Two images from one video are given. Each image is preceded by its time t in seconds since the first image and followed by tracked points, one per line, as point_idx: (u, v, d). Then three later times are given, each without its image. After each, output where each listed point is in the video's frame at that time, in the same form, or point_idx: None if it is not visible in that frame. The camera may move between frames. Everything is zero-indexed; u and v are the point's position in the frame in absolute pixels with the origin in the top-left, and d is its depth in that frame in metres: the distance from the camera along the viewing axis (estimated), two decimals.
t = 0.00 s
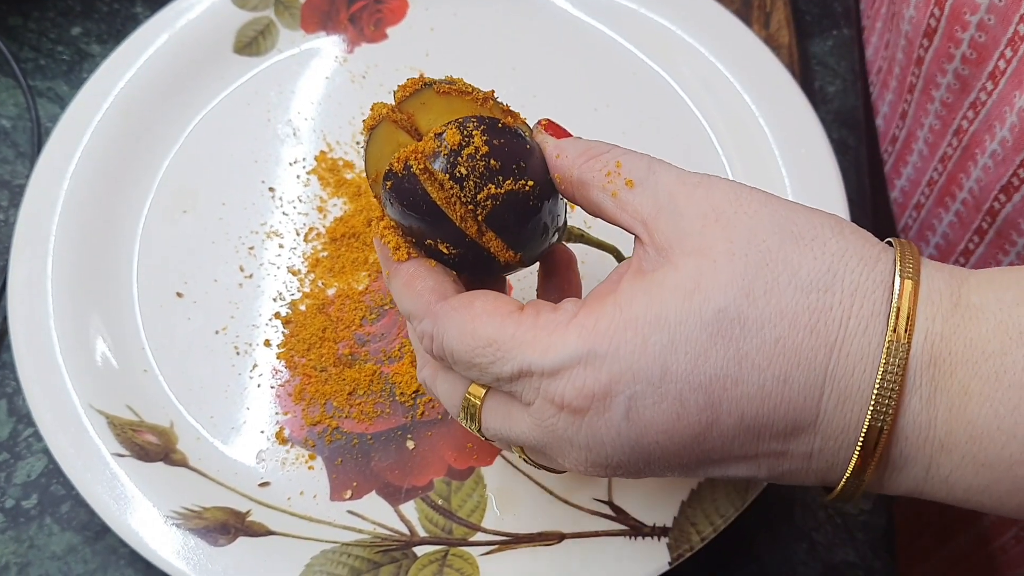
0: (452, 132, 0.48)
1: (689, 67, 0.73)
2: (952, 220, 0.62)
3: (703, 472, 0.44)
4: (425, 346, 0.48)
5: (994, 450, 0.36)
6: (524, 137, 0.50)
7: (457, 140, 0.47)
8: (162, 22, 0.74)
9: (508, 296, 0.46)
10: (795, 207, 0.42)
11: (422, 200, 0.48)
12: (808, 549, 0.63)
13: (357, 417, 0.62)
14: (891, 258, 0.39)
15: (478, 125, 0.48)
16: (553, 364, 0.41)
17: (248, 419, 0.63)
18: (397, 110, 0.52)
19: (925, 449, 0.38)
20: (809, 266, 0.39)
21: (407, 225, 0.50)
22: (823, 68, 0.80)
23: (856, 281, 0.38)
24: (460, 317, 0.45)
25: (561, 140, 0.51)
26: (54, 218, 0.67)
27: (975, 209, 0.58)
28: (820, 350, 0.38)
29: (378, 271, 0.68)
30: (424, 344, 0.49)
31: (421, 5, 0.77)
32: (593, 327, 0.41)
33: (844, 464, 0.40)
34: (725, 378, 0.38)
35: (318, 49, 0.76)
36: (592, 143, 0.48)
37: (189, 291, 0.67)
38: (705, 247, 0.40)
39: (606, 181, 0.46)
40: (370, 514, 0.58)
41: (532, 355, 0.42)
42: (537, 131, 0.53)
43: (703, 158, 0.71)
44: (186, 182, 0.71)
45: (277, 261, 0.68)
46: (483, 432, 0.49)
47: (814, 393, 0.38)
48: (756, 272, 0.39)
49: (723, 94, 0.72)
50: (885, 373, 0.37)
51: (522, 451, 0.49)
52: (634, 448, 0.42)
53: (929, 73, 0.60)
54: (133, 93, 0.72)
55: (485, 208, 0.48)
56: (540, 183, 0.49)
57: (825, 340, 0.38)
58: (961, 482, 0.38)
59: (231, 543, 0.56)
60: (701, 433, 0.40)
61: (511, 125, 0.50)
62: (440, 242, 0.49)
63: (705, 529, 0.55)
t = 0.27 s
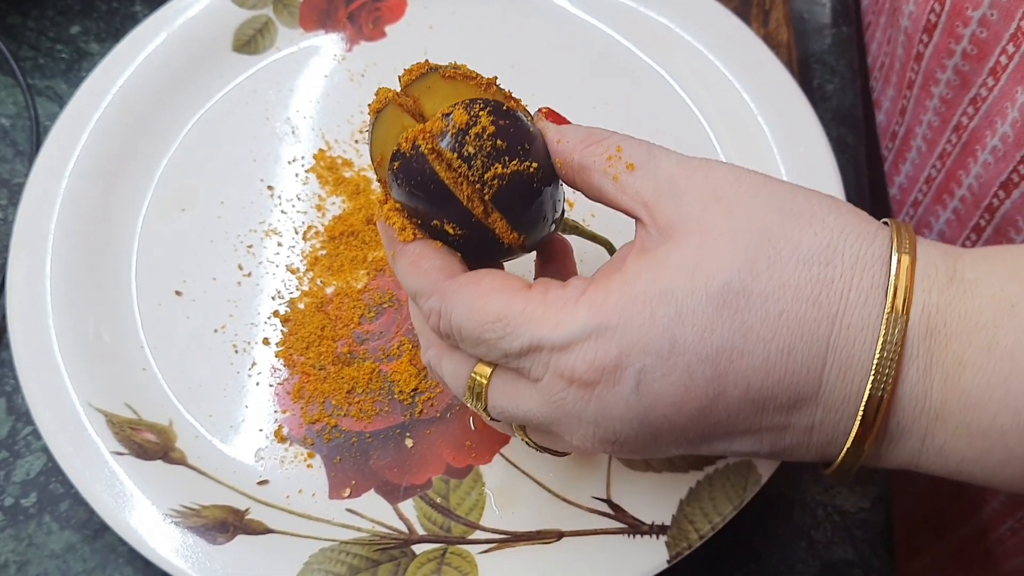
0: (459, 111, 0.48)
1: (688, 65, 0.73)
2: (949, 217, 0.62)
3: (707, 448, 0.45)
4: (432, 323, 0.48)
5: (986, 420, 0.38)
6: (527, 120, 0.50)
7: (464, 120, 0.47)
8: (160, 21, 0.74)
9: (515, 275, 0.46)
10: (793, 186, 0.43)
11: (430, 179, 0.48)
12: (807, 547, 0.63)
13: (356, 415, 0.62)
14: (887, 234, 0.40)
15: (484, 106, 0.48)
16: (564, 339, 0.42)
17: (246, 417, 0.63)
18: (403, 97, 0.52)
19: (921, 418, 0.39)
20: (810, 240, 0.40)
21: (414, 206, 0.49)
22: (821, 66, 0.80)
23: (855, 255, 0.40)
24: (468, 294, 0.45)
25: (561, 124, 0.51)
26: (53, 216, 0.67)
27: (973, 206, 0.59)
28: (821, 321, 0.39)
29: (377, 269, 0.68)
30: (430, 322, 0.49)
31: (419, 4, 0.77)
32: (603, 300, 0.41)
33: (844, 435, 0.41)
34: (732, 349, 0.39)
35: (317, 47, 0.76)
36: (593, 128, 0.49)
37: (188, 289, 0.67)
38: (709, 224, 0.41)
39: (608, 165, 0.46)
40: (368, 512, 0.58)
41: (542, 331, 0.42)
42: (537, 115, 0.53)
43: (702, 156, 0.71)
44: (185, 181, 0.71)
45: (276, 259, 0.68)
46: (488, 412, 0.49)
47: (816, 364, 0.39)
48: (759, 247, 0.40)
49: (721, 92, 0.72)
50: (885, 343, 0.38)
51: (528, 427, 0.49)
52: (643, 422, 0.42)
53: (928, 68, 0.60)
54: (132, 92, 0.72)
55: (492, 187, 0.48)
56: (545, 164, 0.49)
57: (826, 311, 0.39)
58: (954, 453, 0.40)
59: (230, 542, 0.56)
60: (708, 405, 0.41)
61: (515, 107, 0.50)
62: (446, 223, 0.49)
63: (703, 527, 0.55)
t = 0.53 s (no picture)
0: (444, 95, 0.50)
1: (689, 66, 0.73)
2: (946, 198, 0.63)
3: (711, 410, 0.45)
4: (431, 306, 0.48)
5: (975, 362, 0.39)
6: (508, 108, 0.53)
7: (450, 103, 0.50)
8: (162, 21, 0.74)
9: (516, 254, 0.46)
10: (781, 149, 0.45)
11: (421, 161, 0.49)
12: (808, 547, 0.63)
13: (359, 416, 0.62)
14: (873, 187, 0.43)
15: (468, 91, 0.51)
16: (570, 303, 0.42)
17: (250, 417, 0.63)
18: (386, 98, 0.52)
19: (915, 364, 0.41)
20: (801, 194, 0.42)
21: (405, 191, 0.50)
22: (823, 67, 0.80)
23: (844, 207, 0.41)
24: (469, 272, 0.45)
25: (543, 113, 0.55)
26: (56, 216, 0.67)
27: (971, 184, 0.59)
28: (818, 270, 0.40)
29: (379, 269, 0.68)
30: (429, 304, 0.48)
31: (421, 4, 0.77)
32: (604, 264, 0.42)
33: (843, 386, 0.43)
34: (734, 301, 0.40)
35: (318, 48, 0.76)
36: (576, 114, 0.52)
37: (191, 289, 0.67)
38: (699, 185, 0.43)
39: (592, 143, 0.49)
40: (371, 512, 0.58)
41: (547, 298, 0.42)
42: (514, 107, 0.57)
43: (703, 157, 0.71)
44: (188, 181, 0.71)
45: (279, 259, 0.69)
46: (493, 394, 0.48)
47: (815, 312, 0.41)
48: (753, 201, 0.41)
49: (723, 93, 0.72)
50: (880, 288, 0.40)
51: (529, 404, 0.49)
52: (650, 382, 0.42)
53: (922, 47, 0.61)
54: (135, 92, 0.72)
55: (482, 167, 0.50)
56: (529, 146, 0.52)
57: (822, 259, 0.41)
58: (944, 399, 0.41)
59: (233, 541, 0.56)
60: (715, 360, 0.41)
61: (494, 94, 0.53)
62: (439, 208, 0.50)
63: (705, 527, 0.55)
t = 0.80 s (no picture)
0: (439, 91, 0.51)
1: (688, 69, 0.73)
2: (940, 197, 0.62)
3: (712, 399, 0.45)
4: (430, 302, 0.48)
5: (971, 347, 0.38)
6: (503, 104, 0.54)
7: (446, 98, 0.51)
8: (162, 23, 0.75)
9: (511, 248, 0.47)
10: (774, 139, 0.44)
11: (418, 155, 0.50)
12: (808, 550, 0.63)
13: (359, 418, 0.63)
14: (866, 173, 0.42)
15: (463, 86, 0.52)
16: (569, 293, 0.42)
17: (250, 420, 0.63)
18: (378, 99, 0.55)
19: (911, 350, 0.40)
20: (795, 180, 0.41)
21: (404, 187, 0.50)
22: (822, 70, 0.80)
23: (839, 192, 0.41)
24: (467, 266, 0.45)
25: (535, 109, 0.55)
26: (56, 218, 0.67)
27: (967, 182, 0.58)
28: (816, 255, 0.39)
29: (380, 272, 0.68)
30: (429, 300, 0.48)
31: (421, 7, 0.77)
32: (604, 253, 0.42)
33: (842, 373, 0.42)
34: (733, 288, 0.39)
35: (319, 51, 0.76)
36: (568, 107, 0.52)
37: (191, 292, 0.67)
38: (693, 173, 0.42)
39: (586, 135, 0.49)
40: (371, 515, 0.58)
41: (548, 287, 0.42)
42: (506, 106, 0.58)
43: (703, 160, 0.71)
44: (188, 184, 0.71)
45: (279, 262, 0.69)
46: (494, 390, 0.49)
47: (814, 298, 0.39)
48: (747, 188, 0.41)
49: (722, 95, 0.72)
50: (876, 273, 0.39)
51: (531, 397, 0.49)
52: (652, 370, 0.42)
53: (915, 44, 0.61)
54: (135, 94, 0.72)
55: (478, 159, 0.50)
56: (523, 141, 0.52)
57: (819, 244, 0.39)
58: (940, 384, 0.40)
59: (233, 545, 0.56)
60: (715, 348, 0.40)
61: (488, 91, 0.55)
62: (437, 203, 0.50)
63: (705, 531, 0.55)
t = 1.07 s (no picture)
0: (430, 92, 0.50)
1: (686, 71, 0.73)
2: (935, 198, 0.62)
3: (703, 396, 0.45)
4: (424, 301, 0.48)
5: (957, 342, 0.38)
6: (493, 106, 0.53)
7: (436, 99, 0.50)
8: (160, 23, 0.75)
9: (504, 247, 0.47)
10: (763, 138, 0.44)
11: (409, 157, 0.49)
12: (806, 554, 0.63)
13: (357, 422, 0.63)
14: (854, 171, 0.42)
15: (452, 87, 0.51)
16: (560, 290, 0.42)
17: (248, 423, 0.63)
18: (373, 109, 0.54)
19: (899, 345, 0.40)
20: (782, 176, 0.41)
21: (395, 189, 0.50)
22: (821, 72, 0.80)
23: (827, 188, 0.41)
24: (459, 265, 0.46)
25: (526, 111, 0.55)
26: (54, 221, 0.67)
27: (962, 182, 0.58)
28: (804, 251, 0.39)
29: (379, 275, 0.68)
30: (422, 300, 0.49)
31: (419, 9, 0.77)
32: (595, 249, 0.42)
33: (831, 368, 0.42)
34: (722, 283, 0.39)
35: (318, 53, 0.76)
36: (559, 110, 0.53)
37: (189, 294, 0.67)
38: (682, 172, 0.43)
39: (576, 137, 0.49)
40: (369, 518, 0.58)
41: (539, 285, 0.43)
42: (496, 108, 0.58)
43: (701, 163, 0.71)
44: (186, 186, 0.71)
45: (277, 265, 0.69)
46: (488, 390, 0.49)
47: (803, 294, 0.39)
48: (735, 186, 0.41)
49: (721, 98, 0.72)
50: (863, 268, 0.39)
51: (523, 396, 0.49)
52: (642, 367, 0.42)
53: (910, 46, 0.61)
54: (134, 96, 0.72)
55: (469, 160, 0.50)
56: (514, 142, 0.52)
57: (807, 240, 0.39)
58: (929, 380, 0.40)
59: (231, 548, 0.56)
60: (705, 344, 0.40)
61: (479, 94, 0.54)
62: (429, 204, 0.50)
63: (703, 534, 0.55)
